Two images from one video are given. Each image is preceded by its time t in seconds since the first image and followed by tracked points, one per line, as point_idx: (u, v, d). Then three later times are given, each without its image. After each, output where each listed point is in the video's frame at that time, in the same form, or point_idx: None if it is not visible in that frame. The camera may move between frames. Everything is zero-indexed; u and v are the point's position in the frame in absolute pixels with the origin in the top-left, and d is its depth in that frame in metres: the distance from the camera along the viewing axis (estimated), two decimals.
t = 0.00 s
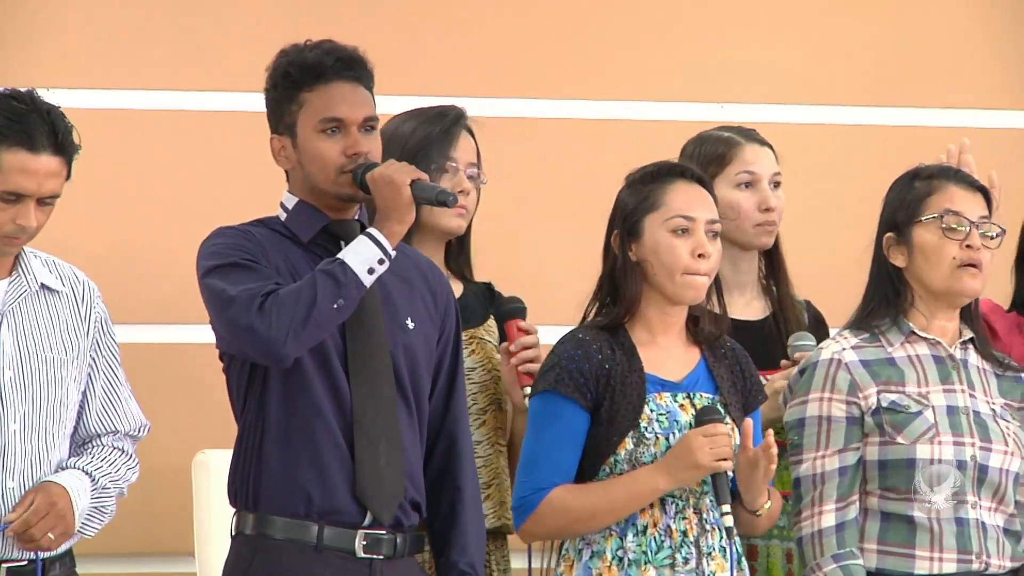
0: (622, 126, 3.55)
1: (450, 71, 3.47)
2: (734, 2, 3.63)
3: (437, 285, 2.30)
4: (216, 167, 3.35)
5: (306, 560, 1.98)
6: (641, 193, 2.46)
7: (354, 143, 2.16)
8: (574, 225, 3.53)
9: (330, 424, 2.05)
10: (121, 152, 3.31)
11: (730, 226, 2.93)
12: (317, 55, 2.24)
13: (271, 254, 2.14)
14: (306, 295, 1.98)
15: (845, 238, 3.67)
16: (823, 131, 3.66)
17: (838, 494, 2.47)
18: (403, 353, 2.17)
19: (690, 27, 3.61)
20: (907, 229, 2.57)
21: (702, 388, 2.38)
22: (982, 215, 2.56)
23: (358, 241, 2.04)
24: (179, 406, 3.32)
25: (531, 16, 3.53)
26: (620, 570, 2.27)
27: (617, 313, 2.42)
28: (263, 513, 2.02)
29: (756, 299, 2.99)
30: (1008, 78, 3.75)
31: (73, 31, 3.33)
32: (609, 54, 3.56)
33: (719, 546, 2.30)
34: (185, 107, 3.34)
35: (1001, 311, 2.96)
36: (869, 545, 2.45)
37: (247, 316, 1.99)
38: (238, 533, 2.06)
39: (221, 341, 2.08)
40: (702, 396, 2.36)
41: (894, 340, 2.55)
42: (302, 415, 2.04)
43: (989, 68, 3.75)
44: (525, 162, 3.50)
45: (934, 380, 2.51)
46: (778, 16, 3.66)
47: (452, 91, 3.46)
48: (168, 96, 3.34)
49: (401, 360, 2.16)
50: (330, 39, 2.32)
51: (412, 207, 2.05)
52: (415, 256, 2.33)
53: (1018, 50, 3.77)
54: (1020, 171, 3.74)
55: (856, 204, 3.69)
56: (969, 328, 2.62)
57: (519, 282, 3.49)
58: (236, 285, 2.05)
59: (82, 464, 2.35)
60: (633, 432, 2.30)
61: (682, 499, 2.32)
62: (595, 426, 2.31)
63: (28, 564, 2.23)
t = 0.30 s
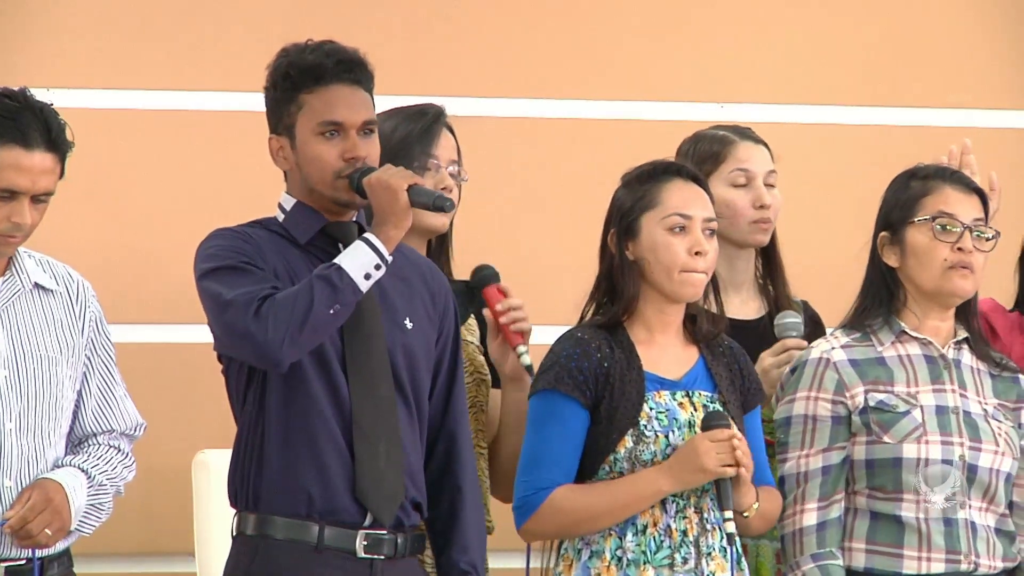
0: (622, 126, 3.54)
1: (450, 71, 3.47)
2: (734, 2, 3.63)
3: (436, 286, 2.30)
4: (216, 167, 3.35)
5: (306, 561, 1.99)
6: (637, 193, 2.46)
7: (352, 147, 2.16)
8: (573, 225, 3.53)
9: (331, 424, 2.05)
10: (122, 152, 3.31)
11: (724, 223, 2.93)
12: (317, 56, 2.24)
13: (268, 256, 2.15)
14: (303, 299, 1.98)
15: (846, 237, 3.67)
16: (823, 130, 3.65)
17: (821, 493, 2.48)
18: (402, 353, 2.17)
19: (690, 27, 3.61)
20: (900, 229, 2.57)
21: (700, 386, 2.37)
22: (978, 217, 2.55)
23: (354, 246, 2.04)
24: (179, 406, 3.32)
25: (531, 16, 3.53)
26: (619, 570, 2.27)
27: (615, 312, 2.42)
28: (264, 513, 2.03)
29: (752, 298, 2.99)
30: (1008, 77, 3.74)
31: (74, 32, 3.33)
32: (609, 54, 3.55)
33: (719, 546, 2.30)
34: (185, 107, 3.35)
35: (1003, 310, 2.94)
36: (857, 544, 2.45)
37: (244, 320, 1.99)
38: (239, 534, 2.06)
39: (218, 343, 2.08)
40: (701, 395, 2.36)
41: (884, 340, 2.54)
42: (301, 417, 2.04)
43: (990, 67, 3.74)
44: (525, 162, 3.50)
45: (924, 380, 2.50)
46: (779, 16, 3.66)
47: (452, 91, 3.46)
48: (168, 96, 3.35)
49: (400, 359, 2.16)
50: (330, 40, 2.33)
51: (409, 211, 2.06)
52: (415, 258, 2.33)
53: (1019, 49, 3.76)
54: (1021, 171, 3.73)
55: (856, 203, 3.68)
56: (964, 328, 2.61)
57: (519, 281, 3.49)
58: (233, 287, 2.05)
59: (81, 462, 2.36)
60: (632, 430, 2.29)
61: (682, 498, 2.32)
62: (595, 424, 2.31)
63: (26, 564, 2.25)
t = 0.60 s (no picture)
0: (621, 126, 3.54)
1: (450, 71, 3.47)
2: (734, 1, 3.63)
3: (436, 287, 2.31)
4: (216, 166, 3.35)
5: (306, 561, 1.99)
6: (631, 194, 2.47)
7: (352, 149, 2.16)
8: (573, 225, 3.53)
9: (330, 424, 2.05)
10: (122, 152, 3.31)
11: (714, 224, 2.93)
12: (319, 58, 2.24)
13: (268, 256, 2.15)
14: (303, 299, 1.98)
15: (846, 237, 3.67)
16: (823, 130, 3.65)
17: (823, 495, 2.47)
18: (400, 352, 2.17)
19: (690, 27, 3.61)
20: (897, 231, 2.57)
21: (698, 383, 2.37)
22: (974, 219, 2.56)
23: (355, 246, 2.04)
24: (178, 405, 3.32)
25: (531, 16, 3.53)
26: (616, 568, 2.28)
27: (611, 310, 2.42)
28: (263, 513, 2.02)
29: (743, 299, 2.98)
30: (1008, 77, 3.74)
31: (73, 31, 3.33)
32: (608, 54, 3.55)
33: (716, 543, 2.31)
34: (185, 107, 3.35)
35: (1004, 310, 2.94)
36: (860, 544, 2.44)
37: (244, 320, 1.99)
38: (238, 534, 2.06)
39: (217, 343, 2.09)
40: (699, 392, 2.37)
41: (882, 341, 2.54)
42: (300, 418, 2.04)
43: (989, 67, 3.74)
44: (525, 162, 3.50)
45: (924, 380, 2.50)
46: (778, 16, 3.66)
47: (452, 90, 3.46)
48: (168, 95, 3.35)
49: (398, 359, 2.16)
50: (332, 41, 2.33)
51: (410, 212, 2.06)
52: (415, 259, 2.34)
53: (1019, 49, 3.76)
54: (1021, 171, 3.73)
55: (856, 203, 3.69)
56: (960, 329, 2.62)
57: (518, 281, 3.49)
58: (233, 288, 2.05)
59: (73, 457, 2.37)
60: (629, 426, 2.30)
61: (678, 495, 2.31)
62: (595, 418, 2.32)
63: (21, 564, 2.25)
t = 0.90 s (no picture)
0: (621, 126, 3.54)
1: (450, 71, 3.47)
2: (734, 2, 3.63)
3: (435, 287, 2.31)
4: (216, 166, 3.35)
5: (305, 562, 1.99)
6: (624, 194, 2.49)
7: (353, 147, 2.16)
8: (573, 224, 3.53)
9: (330, 425, 2.05)
10: (121, 151, 3.31)
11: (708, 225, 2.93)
12: (319, 57, 2.25)
13: (270, 255, 2.15)
14: (306, 298, 1.98)
15: (846, 237, 3.67)
16: (822, 130, 3.66)
17: (833, 495, 2.47)
18: (399, 352, 2.17)
19: (689, 27, 3.61)
20: (898, 231, 2.57)
21: (696, 382, 2.42)
22: (974, 218, 2.56)
23: (359, 246, 2.04)
24: (178, 405, 3.32)
25: (532, 16, 3.53)
26: (612, 568, 2.30)
27: (606, 310, 2.45)
28: (262, 513, 2.03)
29: (735, 298, 3.00)
30: (1007, 77, 3.75)
31: (74, 31, 3.33)
32: (608, 54, 3.55)
33: (712, 544, 2.32)
34: (185, 107, 3.35)
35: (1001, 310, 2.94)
36: (865, 547, 2.45)
37: (247, 319, 1.99)
38: (238, 533, 2.06)
39: (218, 343, 2.08)
40: (697, 391, 2.40)
41: (886, 342, 2.54)
42: (302, 418, 2.04)
43: (989, 67, 3.75)
44: (525, 162, 3.50)
45: (928, 382, 2.51)
46: (778, 16, 3.66)
47: (452, 90, 3.47)
48: (167, 95, 3.35)
49: (397, 359, 2.16)
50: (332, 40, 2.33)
51: (412, 212, 2.06)
52: (414, 259, 2.34)
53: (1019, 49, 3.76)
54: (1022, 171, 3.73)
55: (856, 203, 3.69)
56: (962, 330, 2.62)
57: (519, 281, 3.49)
58: (235, 287, 2.05)
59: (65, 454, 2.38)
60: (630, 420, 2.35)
61: (674, 496, 2.33)
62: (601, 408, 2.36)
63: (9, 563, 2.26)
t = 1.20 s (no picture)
0: (621, 126, 3.55)
1: (450, 71, 3.47)
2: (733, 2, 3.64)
3: (435, 287, 2.32)
4: (217, 166, 3.35)
5: (305, 561, 1.99)
6: (623, 194, 2.54)
7: (352, 144, 2.17)
8: (573, 225, 3.53)
9: (330, 424, 2.05)
10: (121, 151, 3.31)
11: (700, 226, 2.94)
12: (315, 56, 2.25)
13: (270, 255, 2.15)
14: (307, 296, 1.98)
15: (845, 237, 3.68)
16: (822, 130, 3.67)
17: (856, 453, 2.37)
18: (399, 352, 2.17)
19: (689, 27, 3.61)
20: (904, 229, 2.58)
21: (699, 377, 2.47)
22: (979, 213, 2.57)
23: (359, 242, 2.04)
24: (178, 405, 3.32)
25: (532, 16, 3.53)
26: (613, 566, 2.31)
27: (607, 307, 2.51)
28: (263, 513, 2.03)
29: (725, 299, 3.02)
30: (1005, 78, 3.76)
31: (73, 31, 3.33)
32: (607, 54, 3.56)
33: (712, 540, 2.36)
34: (185, 107, 3.34)
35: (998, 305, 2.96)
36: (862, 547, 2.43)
37: (248, 317, 1.99)
38: (238, 533, 2.06)
39: (219, 342, 2.09)
40: (700, 386, 2.45)
41: (890, 340, 2.53)
42: (302, 418, 2.04)
43: (987, 68, 3.76)
44: (524, 162, 3.51)
45: (931, 381, 2.49)
46: (778, 16, 3.67)
47: (452, 91, 3.47)
48: (167, 95, 3.34)
49: (397, 359, 2.16)
50: (327, 40, 2.33)
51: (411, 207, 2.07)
52: (413, 259, 2.35)
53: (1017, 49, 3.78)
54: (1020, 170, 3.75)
55: (855, 203, 3.70)
56: (966, 329, 2.62)
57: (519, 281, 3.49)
58: (236, 285, 2.05)
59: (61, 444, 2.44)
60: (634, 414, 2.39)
61: (674, 493, 2.36)
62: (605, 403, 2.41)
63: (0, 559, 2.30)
